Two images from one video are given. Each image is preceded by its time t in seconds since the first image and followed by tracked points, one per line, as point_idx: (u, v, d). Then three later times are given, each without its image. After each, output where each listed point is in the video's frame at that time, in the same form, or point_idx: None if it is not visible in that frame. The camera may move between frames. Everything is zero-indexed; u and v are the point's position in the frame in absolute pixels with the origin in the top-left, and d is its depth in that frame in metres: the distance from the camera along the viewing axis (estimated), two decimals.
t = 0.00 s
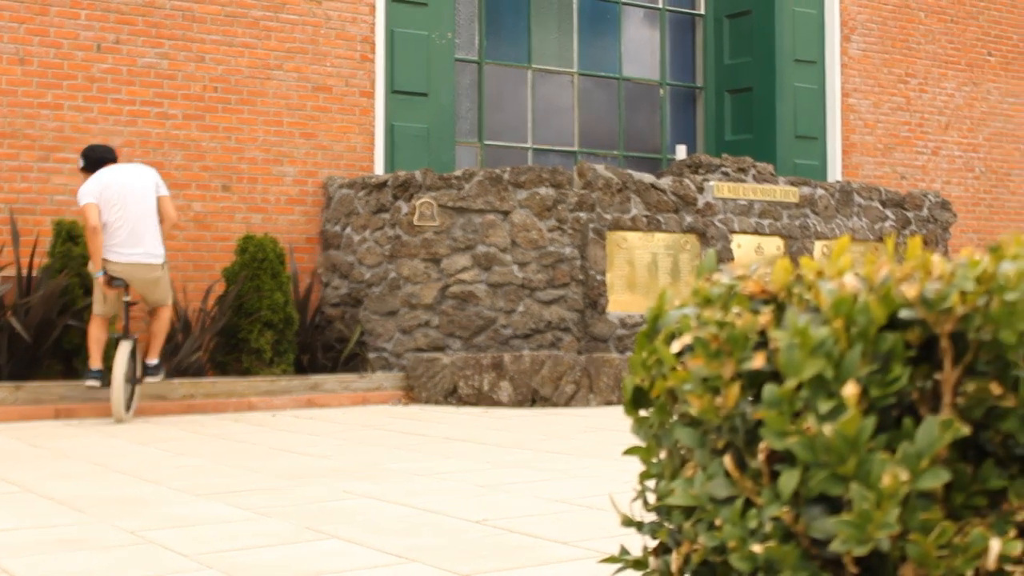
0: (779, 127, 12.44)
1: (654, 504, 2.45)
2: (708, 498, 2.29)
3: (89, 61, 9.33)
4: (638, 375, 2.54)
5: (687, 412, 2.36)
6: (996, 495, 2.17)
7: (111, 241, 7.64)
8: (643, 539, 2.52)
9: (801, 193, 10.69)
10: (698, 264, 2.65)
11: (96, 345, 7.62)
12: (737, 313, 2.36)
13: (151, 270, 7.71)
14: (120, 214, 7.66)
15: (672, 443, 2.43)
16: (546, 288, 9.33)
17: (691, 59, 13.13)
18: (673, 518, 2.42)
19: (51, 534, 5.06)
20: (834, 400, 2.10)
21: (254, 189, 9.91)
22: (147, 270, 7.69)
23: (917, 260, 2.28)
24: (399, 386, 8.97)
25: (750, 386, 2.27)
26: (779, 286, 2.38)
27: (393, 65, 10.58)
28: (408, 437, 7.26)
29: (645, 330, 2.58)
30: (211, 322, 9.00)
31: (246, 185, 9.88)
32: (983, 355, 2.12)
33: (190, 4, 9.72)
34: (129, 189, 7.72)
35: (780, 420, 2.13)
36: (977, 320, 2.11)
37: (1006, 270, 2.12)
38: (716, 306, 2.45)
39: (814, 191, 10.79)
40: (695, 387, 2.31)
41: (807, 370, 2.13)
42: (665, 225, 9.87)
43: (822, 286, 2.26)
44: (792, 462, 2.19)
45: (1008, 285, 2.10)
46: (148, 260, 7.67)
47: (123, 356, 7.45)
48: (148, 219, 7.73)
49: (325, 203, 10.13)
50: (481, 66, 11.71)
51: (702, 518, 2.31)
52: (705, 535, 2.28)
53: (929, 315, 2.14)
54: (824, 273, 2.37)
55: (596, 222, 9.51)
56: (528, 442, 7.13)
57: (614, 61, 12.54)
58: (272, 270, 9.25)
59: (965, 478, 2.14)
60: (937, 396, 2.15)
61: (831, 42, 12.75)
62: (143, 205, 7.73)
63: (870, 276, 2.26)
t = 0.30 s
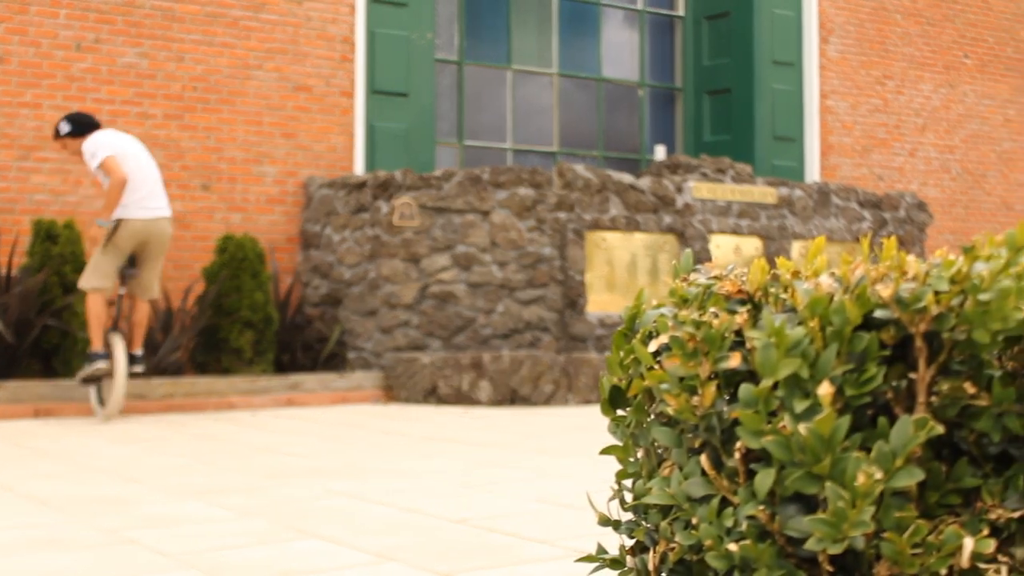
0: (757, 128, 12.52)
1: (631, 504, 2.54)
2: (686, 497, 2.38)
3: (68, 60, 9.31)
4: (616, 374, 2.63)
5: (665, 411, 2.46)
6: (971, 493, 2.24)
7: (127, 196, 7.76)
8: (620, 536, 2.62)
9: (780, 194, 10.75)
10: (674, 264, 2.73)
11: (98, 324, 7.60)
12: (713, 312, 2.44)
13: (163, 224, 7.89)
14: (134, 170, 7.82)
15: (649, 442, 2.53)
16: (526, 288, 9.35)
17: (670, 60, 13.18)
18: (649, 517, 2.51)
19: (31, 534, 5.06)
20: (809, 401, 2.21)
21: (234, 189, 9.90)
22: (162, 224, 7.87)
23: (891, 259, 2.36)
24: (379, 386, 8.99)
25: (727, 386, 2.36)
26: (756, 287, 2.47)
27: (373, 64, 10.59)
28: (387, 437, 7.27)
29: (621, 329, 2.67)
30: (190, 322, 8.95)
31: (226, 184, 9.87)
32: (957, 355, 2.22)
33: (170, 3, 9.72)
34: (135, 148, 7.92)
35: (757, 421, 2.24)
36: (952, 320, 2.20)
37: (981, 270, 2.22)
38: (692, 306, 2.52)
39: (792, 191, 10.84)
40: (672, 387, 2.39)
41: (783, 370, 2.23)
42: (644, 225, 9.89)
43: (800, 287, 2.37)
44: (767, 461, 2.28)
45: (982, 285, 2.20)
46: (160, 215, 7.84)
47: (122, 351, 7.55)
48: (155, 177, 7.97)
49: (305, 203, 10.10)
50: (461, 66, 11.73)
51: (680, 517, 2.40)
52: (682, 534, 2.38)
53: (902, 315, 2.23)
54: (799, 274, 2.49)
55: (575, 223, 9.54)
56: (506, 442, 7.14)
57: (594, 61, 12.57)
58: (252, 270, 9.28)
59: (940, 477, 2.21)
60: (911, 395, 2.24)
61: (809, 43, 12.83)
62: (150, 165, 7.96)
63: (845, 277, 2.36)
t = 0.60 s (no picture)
0: (737, 128, 12.55)
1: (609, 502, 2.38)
2: (664, 497, 2.21)
3: (48, 59, 9.29)
4: (595, 374, 2.45)
5: (642, 410, 2.28)
6: (945, 492, 2.05)
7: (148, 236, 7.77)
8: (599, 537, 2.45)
9: (759, 194, 10.79)
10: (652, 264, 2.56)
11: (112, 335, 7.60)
12: (690, 312, 2.27)
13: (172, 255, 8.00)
14: (154, 208, 7.79)
15: (627, 442, 2.36)
16: (506, 288, 9.41)
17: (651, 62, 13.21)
18: (628, 516, 2.35)
19: (10, 534, 5.05)
20: (786, 400, 2.03)
21: (215, 188, 9.89)
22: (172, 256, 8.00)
23: (868, 260, 2.20)
24: (359, 386, 9.04)
25: (705, 384, 2.19)
26: (733, 286, 2.30)
27: (354, 65, 10.63)
28: (366, 437, 7.27)
29: (600, 328, 2.49)
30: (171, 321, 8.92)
31: (207, 184, 9.85)
32: (932, 355, 2.03)
33: (150, 3, 9.71)
34: (151, 183, 7.82)
35: (733, 419, 2.06)
36: (927, 320, 2.02)
37: (956, 270, 2.03)
38: (669, 307, 2.35)
39: (771, 192, 10.90)
40: (649, 386, 2.22)
41: (760, 369, 2.06)
42: (624, 226, 9.92)
43: (776, 286, 2.20)
44: (745, 461, 2.11)
45: (957, 285, 2.01)
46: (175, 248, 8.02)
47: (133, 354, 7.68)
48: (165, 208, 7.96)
49: (286, 203, 10.10)
50: (441, 66, 11.76)
51: (658, 517, 2.24)
52: (659, 533, 2.21)
53: (879, 315, 2.05)
54: (776, 274, 2.34)
55: (555, 223, 9.58)
56: (484, 441, 7.14)
57: (574, 62, 12.60)
58: (232, 270, 9.28)
59: (915, 476, 2.02)
60: (888, 396, 2.06)
61: (787, 44, 12.89)
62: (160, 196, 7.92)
63: (823, 278, 2.18)
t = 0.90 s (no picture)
0: (716, 129, 12.61)
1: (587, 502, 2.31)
2: (642, 497, 2.16)
3: (28, 58, 9.27)
4: (573, 374, 2.37)
5: (619, 410, 2.23)
6: (920, 491, 2.04)
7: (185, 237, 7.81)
8: (576, 536, 2.38)
9: (738, 195, 10.83)
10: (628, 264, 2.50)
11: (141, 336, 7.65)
12: (668, 312, 2.24)
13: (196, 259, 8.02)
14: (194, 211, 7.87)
15: (605, 442, 2.29)
16: (486, 288, 9.44)
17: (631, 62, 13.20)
18: (606, 515, 2.28)
19: None
20: (763, 400, 2.01)
21: (195, 188, 9.86)
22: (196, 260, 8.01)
23: (846, 262, 2.19)
24: (339, 386, 9.05)
25: (682, 385, 2.15)
26: (711, 286, 2.27)
27: (335, 65, 10.66)
28: (344, 437, 7.26)
29: (578, 328, 2.42)
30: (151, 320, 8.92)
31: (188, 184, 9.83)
32: (908, 355, 2.02)
33: (131, 2, 9.70)
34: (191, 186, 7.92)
35: (710, 419, 2.03)
36: (904, 320, 2.01)
37: (931, 271, 2.03)
38: (648, 307, 2.31)
39: (750, 193, 10.94)
40: (627, 386, 2.17)
41: (738, 369, 2.03)
42: (604, 226, 9.94)
43: (753, 286, 2.17)
44: (723, 461, 2.08)
45: (932, 286, 2.01)
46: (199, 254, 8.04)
47: (180, 357, 7.85)
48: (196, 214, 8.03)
49: (266, 203, 10.08)
50: (422, 67, 11.76)
51: (635, 517, 2.18)
52: (637, 533, 2.16)
53: (855, 316, 2.04)
54: (754, 274, 2.33)
55: (535, 224, 9.59)
56: (462, 441, 7.14)
57: (554, 63, 12.61)
58: (212, 269, 9.26)
59: (890, 476, 2.01)
60: (865, 396, 2.05)
61: (767, 46, 12.95)
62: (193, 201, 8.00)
63: (800, 279, 2.16)
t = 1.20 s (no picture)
0: (695, 130, 12.62)
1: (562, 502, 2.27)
2: (618, 497, 2.11)
3: (4, 56, 9.23)
4: (549, 374, 2.34)
5: (595, 410, 2.18)
6: (895, 491, 2.00)
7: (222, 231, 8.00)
8: (553, 537, 2.34)
9: (717, 196, 10.87)
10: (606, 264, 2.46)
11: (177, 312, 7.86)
12: (643, 312, 2.19)
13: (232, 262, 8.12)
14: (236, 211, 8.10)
15: (581, 442, 2.24)
16: (465, 288, 9.45)
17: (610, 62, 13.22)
18: (583, 516, 2.24)
19: None
20: (737, 400, 1.96)
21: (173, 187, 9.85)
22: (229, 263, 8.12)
23: (821, 262, 2.15)
24: (317, 386, 9.05)
25: (658, 385, 2.11)
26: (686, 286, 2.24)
27: (313, 64, 10.68)
28: (321, 437, 7.26)
29: (554, 329, 2.38)
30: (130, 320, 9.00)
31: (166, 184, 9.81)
32: (882, 355, 1.98)
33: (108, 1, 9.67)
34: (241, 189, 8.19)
35: (685, 419, 1.97)
36: (878, 320, 1.97)
37: (906, 271, 1.99)
38: (624, 307, 2.28)
39: (728, 194, 10.98)
40: (602, 386, 2.13)
41: (713, 370, 1.98)
42: (582, 226, 9.95)
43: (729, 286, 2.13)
44: (699, 461, 2.03)
45: (907, 287, 1.97)
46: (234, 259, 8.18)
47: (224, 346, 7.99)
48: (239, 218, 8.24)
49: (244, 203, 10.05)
50: (401, 66, 11.77)
51: (611, 517, 2.14)
52: (612, 533, 2.12)
53: (830, 316, 2.00)
54: (730, 275, 2.30)
55: (514, 224, 9.59)
56: (438, 441, 7.14)
57: (533, 63, 12.62)
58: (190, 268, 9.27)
59: (865, 476, 1.97)
60: (839, 396, 2.01)
61: (746, 47, 12.99)
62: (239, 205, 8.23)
63: (775, 279, 2.12)
